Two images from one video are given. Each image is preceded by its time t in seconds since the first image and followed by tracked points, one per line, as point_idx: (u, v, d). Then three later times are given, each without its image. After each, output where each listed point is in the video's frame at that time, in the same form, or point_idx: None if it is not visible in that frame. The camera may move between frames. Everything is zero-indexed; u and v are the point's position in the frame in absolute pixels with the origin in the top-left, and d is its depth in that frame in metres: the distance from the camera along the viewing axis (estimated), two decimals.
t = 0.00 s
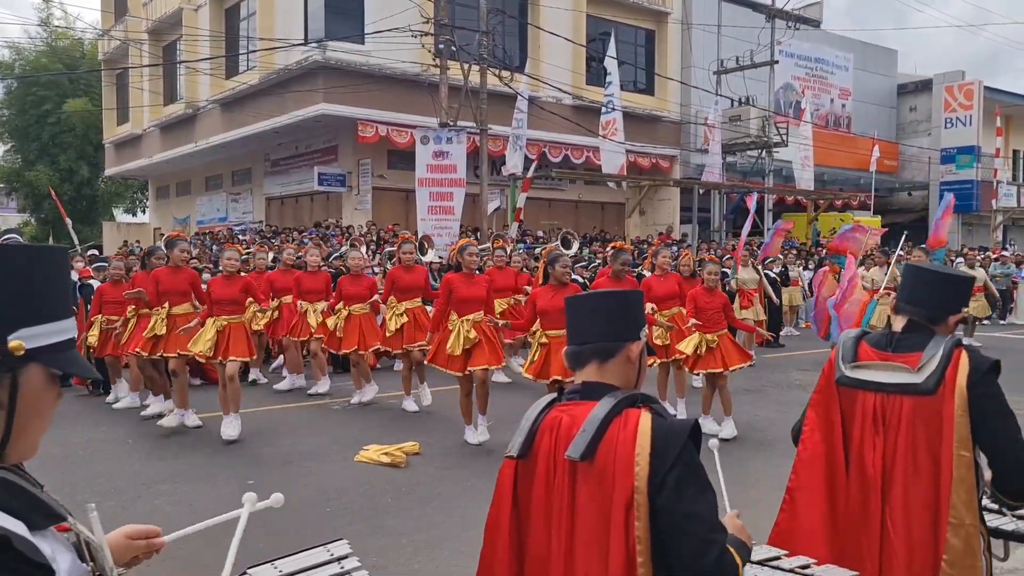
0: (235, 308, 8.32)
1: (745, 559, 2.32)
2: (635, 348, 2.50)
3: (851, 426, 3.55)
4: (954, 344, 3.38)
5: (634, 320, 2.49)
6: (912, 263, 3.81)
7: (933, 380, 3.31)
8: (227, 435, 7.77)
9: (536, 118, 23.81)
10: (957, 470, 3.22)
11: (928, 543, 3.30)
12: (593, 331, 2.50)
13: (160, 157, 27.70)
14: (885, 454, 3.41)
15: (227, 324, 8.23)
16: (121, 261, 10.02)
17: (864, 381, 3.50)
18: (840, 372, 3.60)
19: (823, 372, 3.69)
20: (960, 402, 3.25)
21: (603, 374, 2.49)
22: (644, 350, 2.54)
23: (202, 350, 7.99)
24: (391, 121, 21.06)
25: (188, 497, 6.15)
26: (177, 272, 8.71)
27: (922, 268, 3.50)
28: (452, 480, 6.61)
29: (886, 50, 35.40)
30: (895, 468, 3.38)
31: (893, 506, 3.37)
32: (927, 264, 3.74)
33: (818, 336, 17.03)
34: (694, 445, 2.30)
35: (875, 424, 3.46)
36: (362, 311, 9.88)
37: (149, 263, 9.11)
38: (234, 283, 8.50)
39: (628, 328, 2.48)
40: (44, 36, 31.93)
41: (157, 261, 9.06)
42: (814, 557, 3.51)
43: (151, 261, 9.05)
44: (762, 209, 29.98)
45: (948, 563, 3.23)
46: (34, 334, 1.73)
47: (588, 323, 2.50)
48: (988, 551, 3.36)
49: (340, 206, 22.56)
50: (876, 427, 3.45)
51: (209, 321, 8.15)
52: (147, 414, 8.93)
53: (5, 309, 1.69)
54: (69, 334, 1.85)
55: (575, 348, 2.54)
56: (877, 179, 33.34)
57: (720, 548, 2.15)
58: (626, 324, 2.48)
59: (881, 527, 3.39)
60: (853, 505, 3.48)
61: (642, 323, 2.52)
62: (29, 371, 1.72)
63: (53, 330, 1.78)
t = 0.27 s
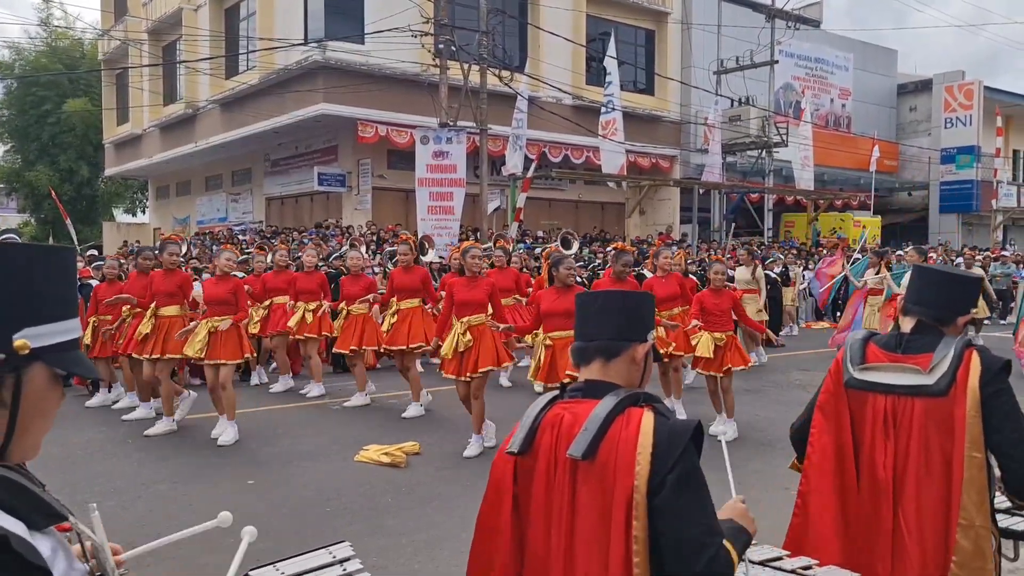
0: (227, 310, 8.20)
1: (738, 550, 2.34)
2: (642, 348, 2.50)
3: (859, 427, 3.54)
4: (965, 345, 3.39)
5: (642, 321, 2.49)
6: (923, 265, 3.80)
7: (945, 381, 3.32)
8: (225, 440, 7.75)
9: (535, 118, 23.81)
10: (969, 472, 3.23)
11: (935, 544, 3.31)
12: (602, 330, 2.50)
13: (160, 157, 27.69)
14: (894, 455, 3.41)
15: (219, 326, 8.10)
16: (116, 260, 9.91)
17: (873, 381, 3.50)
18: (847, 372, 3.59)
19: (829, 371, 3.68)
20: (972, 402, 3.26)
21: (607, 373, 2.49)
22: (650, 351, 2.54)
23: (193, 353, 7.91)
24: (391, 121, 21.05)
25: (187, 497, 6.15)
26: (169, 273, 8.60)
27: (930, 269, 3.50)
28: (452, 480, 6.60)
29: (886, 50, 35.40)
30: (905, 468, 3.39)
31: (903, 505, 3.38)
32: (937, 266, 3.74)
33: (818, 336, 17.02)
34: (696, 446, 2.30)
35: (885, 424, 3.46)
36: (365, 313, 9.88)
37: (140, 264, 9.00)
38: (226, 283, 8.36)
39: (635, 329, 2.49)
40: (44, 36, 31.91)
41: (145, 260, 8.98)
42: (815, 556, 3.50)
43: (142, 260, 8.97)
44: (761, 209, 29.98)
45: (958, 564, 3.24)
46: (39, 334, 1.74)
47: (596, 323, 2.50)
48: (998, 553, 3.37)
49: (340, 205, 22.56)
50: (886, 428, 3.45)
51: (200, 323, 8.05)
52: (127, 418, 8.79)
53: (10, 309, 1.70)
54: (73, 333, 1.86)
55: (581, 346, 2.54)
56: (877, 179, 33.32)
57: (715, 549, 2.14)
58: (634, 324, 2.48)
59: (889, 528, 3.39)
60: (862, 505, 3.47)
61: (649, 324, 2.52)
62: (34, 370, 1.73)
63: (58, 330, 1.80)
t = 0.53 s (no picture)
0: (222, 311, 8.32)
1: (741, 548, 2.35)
2: (643, 348, 2.49)
3: (859, 426, 3.54)
4: (963, 345, 3.39)
5: (644, 320, 2.49)
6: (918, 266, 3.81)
7: (944, 380, 3.32)
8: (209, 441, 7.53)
9: (535, 118, 23.80)
10: (971, 471, 3.24)
11: (938, 544, 3.30)
12: (603, 328, 2.49)
13: (159, 157, 27.68)
14: (895, 454, 3.41)
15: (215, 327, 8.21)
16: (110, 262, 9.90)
17: (872, 380, 3.49)
18: (846, 371, 3.58)
19: (829, 370, 3.67)
20: (973, 401, 3.26)
21: (609, 372, 2.49)
22: (652, 352, 2.53)
23: (190, 357, 8.01)
24: (391, 121, 21.04)
25: (187, 497, 6.13)
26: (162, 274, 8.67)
27: (930, 267, 3.51)
28: (452, 480, 6.60)
29: (886, 50, 35.41)
30: (905, 468, 3.38)
31: (904, 505, 3.38)
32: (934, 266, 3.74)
33: (818, 336, 17.01)
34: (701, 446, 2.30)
35: (884, 423, 3.45)
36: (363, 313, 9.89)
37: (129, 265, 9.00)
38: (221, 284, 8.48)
39: (636, 329, 2.48)
40: (43, 36, 31.88)
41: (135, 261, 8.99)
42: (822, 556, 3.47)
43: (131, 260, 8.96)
44: (761, 209, 29.97)
45: (961, 564, 3.24)
46: (41, 333, 1.73)
47: (596, 322, 2.50)
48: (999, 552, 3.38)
49: (340, 206, 22.55)
50: (886, 427, 3.44)
51: (197, 324, 8.15)
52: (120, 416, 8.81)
53: (9, 307, 1.70)
54: (73, 333, 1.86)
55: (582, 345, 2.53)
56: (877, 179, 33.31)
57: (724, 548, 2.14)
58: (635, 323, 2.47)
59: (891, 528, 3.38)
60: (863, 505, 3.46)
61: (651, 323, 2.52)
62: (33, 369, 1.72)
63: (58, 330, 1.79)
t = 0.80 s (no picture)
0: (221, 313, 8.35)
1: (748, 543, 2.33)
2: (640, 347, 2.49)
3: (852, 424, 3.54)
4: (955, 341, 3.40)
5: (639, 319, 2.49)
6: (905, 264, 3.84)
7: (934, 377, 3.32)
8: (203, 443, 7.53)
9: (534, 118, 23.80)
10: (959, 468, 3.24)
11: (930, 542, 3.31)
12: (601, 327, 2.49)
13: (159, 157, 27.69)
14: (889, 451, 3.42)
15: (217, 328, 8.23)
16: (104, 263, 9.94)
17: (866, 379, 3.49)
18: (838, 370, 3.58)
19: (823, 368, 3.67)
20: (963, 398, 3.26)
21: (607, 372, 2.49)
22: (648, 350, 2.54)
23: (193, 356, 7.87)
24: (391, 121, 21.04)
25: (186, 498, 6.14)
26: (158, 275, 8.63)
27: (922, 266, 3.50)
28: (452, 480, 6.60)
29: (886, 50, 35.40)
30: (897, 466, 3.38)
31: (894, 502, 3.38)
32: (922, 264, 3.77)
33: (817, 337, 17.02)
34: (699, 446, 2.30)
35: (875, 421, 3.45)
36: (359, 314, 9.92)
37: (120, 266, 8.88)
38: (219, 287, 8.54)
39: (630, 327, 2.48)
40: (43, 37, 31.87)
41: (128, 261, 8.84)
42: (808, 554, 3.48)
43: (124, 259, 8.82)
44: (761, 209, 29.97)
45: (954, 560, 3.25)
46: (35, 330, 1.73)
47: (592, 321, 2.50)
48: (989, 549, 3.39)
49: (339, 206, 22.56)
50: (878, 424, 3.45)
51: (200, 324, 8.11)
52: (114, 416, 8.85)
53: (2, 306, 1.69)
54: (68, 330, 1.85)
55: (581, 345, 2.53)
56: (877, 179, 33.30)
57: (727, 547, 2.16)
58: (630, 323, 2.47)
59: (883, 526, 3.39)
60: (856, 503, 3.47)
61: (647, 322, 2.51)
62: (28, 368, 1.71)
63: (52, 328, 1.78)
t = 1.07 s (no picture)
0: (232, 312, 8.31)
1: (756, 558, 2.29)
2: (632, 346, 2.50)
3: (847, 424, 3.54)
4: (950, 343, 3.40)
5: (631, 318, 2.49)
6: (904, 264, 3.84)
7: (929, 378, 3.33)
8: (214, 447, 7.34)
9: (535, 118, 23.82)
10: (952, 468, 3.24)
11: (925, 541, 3.30)
12: (592, 327, 2.49)
13: (160, 157, 27.73)
14: (883, 451, 3.42)
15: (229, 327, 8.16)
16: (104, 262, 10.06)
17: (861, 379, 3.50)
18: (834, 370, 3.59)
19: (818, 369, 3.68)
20: (958, 398, 3.26)
21: (599, 371, 2.49)
22: (641, 350, 2.54)
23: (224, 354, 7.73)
24: (392, 121, 21.06)
25: (185, 497, 6.15)
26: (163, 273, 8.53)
27: (917, 267, 3.50)
28: (450, 480, 6.61)
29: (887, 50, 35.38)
30: (892, 465, 3.39)
31: (887, 501, 3.38)
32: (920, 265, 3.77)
33: (818, 337, 17.02)
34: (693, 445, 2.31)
35: (871, 421, 3.46)
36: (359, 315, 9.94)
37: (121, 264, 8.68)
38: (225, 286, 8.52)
39: (624, 328, 2.48)
40: (45, 36, 31.93)
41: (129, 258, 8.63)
42: (802, 554, 3.48)
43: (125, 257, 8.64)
44: (762, 209, 29.97)
45: (948, 560, 3.24)
46: (30, 328, 1.73)
47: (584, 320, 2.50)
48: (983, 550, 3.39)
49: (340, 205, 22.59)
50: (874, 424, 3.45)
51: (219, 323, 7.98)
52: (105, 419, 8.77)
53: None
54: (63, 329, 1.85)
55: (572, 345, 2.53)
56: (878, 179, 33.29)
57: (725, 545, 2.16)
58: (623, 322, 2.48)
59: (879, 525, 3.39)
60: (851, 503, 3.47)
61: (639, 322, 2.51)
62: (20, 365, 1.72)
63: (47, 325, 1.78)
